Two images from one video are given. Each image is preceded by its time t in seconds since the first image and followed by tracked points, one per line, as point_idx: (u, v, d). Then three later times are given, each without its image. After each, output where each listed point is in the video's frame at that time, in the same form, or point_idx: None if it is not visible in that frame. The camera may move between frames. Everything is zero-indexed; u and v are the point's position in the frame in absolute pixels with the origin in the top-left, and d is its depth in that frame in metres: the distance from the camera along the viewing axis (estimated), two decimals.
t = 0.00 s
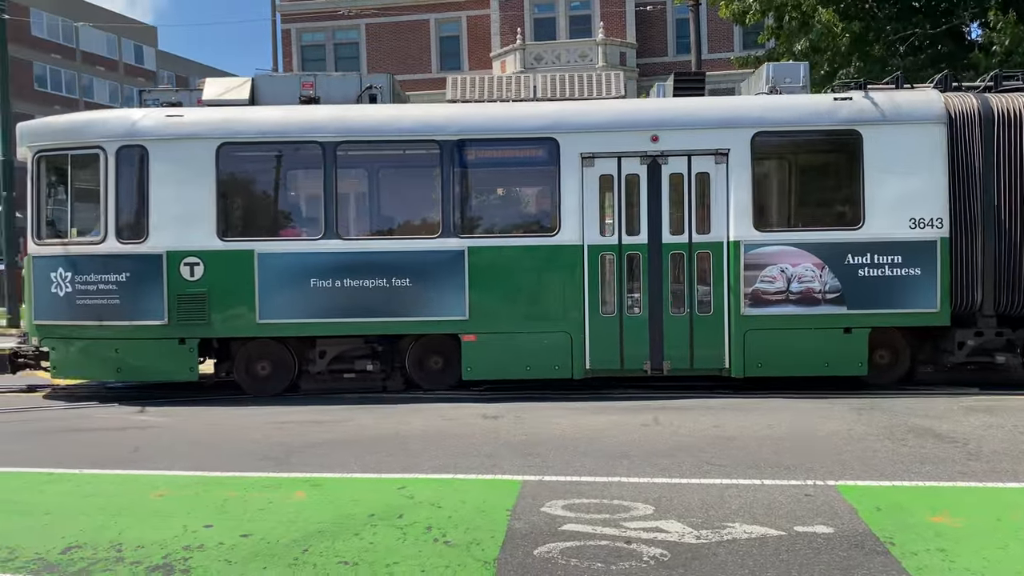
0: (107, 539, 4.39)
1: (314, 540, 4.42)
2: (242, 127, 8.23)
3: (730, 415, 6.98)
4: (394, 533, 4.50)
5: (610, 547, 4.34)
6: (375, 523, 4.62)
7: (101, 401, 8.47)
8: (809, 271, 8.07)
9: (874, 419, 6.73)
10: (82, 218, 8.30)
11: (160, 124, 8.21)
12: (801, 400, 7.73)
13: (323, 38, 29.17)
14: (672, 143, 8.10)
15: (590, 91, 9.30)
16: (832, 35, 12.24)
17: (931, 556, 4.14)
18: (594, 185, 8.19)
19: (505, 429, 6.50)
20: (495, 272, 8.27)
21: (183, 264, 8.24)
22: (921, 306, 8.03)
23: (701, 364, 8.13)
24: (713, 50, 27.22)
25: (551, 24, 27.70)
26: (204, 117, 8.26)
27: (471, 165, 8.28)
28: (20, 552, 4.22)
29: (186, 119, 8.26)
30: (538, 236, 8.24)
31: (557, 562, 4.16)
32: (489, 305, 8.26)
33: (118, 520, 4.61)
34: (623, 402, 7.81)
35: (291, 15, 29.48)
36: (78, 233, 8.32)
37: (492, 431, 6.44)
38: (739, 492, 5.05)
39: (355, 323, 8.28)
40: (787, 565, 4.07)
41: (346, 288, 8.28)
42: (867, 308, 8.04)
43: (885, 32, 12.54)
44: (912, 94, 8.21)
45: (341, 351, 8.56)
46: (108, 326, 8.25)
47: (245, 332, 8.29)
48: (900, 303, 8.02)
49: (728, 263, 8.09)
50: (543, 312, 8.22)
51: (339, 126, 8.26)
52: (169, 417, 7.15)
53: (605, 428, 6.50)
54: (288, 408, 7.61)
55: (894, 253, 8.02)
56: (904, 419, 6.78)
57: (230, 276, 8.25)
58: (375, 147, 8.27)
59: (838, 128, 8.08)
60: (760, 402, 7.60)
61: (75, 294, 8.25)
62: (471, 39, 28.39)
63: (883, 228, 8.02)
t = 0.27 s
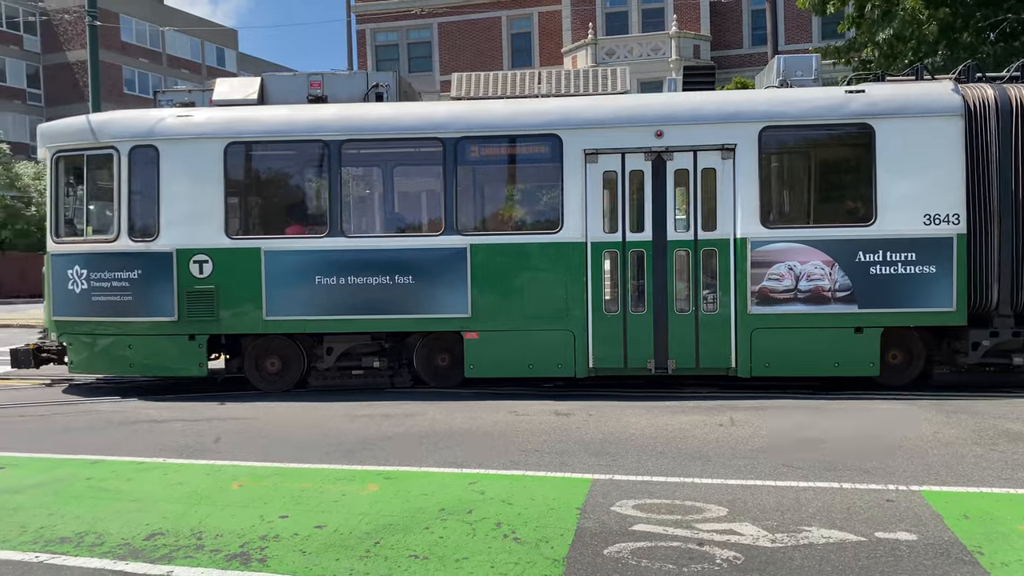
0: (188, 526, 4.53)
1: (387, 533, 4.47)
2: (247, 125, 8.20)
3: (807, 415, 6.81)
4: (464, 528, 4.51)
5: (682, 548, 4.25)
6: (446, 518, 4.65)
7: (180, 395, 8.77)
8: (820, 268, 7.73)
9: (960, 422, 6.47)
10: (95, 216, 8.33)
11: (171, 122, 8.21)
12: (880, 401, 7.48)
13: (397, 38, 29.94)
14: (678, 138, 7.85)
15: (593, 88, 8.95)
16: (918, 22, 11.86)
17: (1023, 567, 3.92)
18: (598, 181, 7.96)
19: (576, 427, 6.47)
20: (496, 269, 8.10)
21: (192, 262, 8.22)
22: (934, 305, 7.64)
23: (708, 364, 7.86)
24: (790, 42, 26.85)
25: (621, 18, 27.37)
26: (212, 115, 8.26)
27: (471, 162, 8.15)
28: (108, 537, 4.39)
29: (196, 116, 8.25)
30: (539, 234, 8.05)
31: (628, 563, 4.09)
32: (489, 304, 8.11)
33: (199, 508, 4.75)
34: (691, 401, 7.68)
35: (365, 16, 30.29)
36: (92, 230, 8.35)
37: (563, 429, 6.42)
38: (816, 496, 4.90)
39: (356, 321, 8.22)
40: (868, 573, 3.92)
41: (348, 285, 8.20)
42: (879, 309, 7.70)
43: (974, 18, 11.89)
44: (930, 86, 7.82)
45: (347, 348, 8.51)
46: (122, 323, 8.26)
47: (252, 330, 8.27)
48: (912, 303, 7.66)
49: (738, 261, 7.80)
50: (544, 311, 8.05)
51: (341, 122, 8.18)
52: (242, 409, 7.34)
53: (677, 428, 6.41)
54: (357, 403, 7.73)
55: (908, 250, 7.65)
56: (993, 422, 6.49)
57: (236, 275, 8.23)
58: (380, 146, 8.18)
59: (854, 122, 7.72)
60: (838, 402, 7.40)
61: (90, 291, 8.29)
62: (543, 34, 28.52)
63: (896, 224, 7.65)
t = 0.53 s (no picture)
0: (260, 517, 4.62)
1: (452, 528, 4.47)
2: (252, 125, 8.37)
3: (885, 418, 6.61)
4: (529, 526, 4.49)
5: (751, 553, 4.13)
6: (511, 515, 4.63)
7: (246, 388, 8.98)
8: (824, 267, 7.57)
9: None
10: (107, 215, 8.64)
11: (178, 122, 8.45)
12: (960, 404, 7.21)
13: (467, 36, 30.80)
14: (679, 135, 7.74)
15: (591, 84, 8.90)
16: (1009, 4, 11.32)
17: None
18: (598, 178, 7.91)
19: (645, 426, 6.41)
20: (496, 266, 8.11)
21: (199, 259, 8.45)
22: (943, 305, 7.45)
23: (710, 363, 7.72)
24: (868, 32, 27.03)
25: (694, 14, 28.12)
26: (219, 115, 8.44)
27: (471, 160, 8.18)
28: (184, 526, 4.50)
29: (201, 117, 8.46)
30: (538, 233, 8.03)
31: (695, 566, 4.00)
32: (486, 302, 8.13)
33: (270, 500, 4.84)
34: (756, 402, 7.51)
35: (434, 15, 31.32)
36: (105, 228, 8.65)
37: (631, 427, 6.36)
38: (894, 502, 4.73)
39: (357, 317, 8.33)
40: None
41: (350, 282, 8.31)
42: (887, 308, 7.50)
43: None
44: (939, 78, 7.58)
45: (352, 344, 8.64)
46: (131, 319, 8.54)
47: (259, 326, 8.45)
48: (919, 302, 7.46)
49: (738, 258, 7.66)
50: (542, 309, 8.03)
51: (344, 121, 8.28)
52: (307, 403, 7.46)
53: (749, 429, 6.29)
54: (418, 398, 7.78)
55: (915, 249, 7.46)
56: None
57: (243, 273, 8.41)
58: (382, 146, 8.27)
59: (857, 117, 7.56)
60: (916, 405, 7.15)
61: (103, 287, 8.61)
62: (611, 28, 28.99)
63: (903, 222, 7.47)
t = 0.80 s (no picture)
0: (324, 510, 4.69)
1: (513, 526, 4.47)
2: (256, 126, 8.50)
3: (961, 423, 6.37)
4: (590, 526, 4.45)
5: (820, 559, 4.00)
6: (572, 515, 4.60)
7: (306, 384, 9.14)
8: (822, 267, 7.50)
9: None
10: (116, 214, 8.81)
11: (185, 123, 8.59)
12: None
13: (531, 33, 30.79)
14: (676, 134, 7.70)
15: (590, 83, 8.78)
16: None
17: None
18: (595, 178, 7.91)
19: (710, 428, 6.31)
20: (496, 265, 8.13)
21: (204, 257, 8.59)
22: (944, 306, 7.33)
23: (706, 363, 7.69)
24: (947, 23, 26.01)
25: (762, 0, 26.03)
26: (224, 116, 8.59)
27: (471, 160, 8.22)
28: (251, 517, 4.60)
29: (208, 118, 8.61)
30: (535, 233, 8.04)
31: (761, 571, 3.89)
32: (486, 300, 8.18)
33: (334, 493, 4.91)
34: (820, 405, 7.32)
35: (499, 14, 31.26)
36: (114, 227, 8.84)
37: (696, 429, 6.27)
38: (972, 512, 4.54)
39: (358, 315, 8.43)
40: None
41: (351, 280, 8.41)
42: (888, 308, 7.40)
43: None
44: (942, 75, 7.47)
45: (356, 342, 8.78)
46: (139, 316, 8.73)
47: (262, 323, 8.58)
48: (919, 302, 7.35)
49: (735, 257, 7.62)
50: (539, 308, 8.04)
51: (346, 121, 8.37)
52: (365, 399, 7.55)
53: (818, 432, 6.14)
54: (474, 396, 7.81)
55: (917, 249, 7.34)
56: None
57: (247, 271, 8.53)
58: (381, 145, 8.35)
59: (856, 114, 7.46)
60: (993, 411, 6.89)
61: (113, 284, 8.79)
62: (679, 23, 28.37)
63: (904, 221, 7.34)
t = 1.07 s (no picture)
0: (385, 505, 4.75)
1: (572, 526, 4.45)
2: (258, 128, 8.68)
3: None
4: (650, 528, 4.40)
5: (889, 568, 3.88)
6: (632, 516, 4.56)
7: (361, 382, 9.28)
8: (817, 267, 7.41)
9: None
10: (126, 214, 9.05)
11: (193, 125, 8.81)
12: None
13: (593, 32, 30.73)
14: (672, 133, 7.67)
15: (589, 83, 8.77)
16: None
17: None
18: (590, 178, 7.89)
19: (775, 431, 6.20)
20: (492, 264, 8.18)
21: (210, 256, 8.78)
22: (942, 308, 7.17)
23: (701, 363, 7.65)
24: None
25: None
26: (229, 118, 8.78)
27: (469, 160, 8.28)
28: (315, 510, 4.69)
29: (214, 120, 8.80)
30: (532, 232, 8.07)
31: None
32: (483, 299, 8.22)
33: (396, 488, 4.96)
34: (882, 409, 7.13)
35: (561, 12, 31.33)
36: (124, 227, 9.07)
37: (760, 431, 6.17)
38: None
39: (357, 314, 8.53)
40: None
41: (350, 280, 8.52)
42: (887, 309, 7.28)
43: None
44: (943, 74, 7.32)
45: (357, 340, 8.91)
46: (147, 314, 8.94)
47: (266, 321, 8.74)
48: (917, 304, 7.22)
49: (730, 258, 7.56)
50: (534, 308, 8.06)
51: (347, 122, 8.50)
52: (420, 396, 7.62)
53: (887, 437, 5.98)
54: (531, 396, 7.82)
55: (914, 249, 7.21)
56: None
57: (251, 270, 8.70)
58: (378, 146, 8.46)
59: (852, 114, 7.35)
60: None
61: (122, 283, 9.02)
62: (745, 19, 28.00)
63: (901, 222, 7.22)
